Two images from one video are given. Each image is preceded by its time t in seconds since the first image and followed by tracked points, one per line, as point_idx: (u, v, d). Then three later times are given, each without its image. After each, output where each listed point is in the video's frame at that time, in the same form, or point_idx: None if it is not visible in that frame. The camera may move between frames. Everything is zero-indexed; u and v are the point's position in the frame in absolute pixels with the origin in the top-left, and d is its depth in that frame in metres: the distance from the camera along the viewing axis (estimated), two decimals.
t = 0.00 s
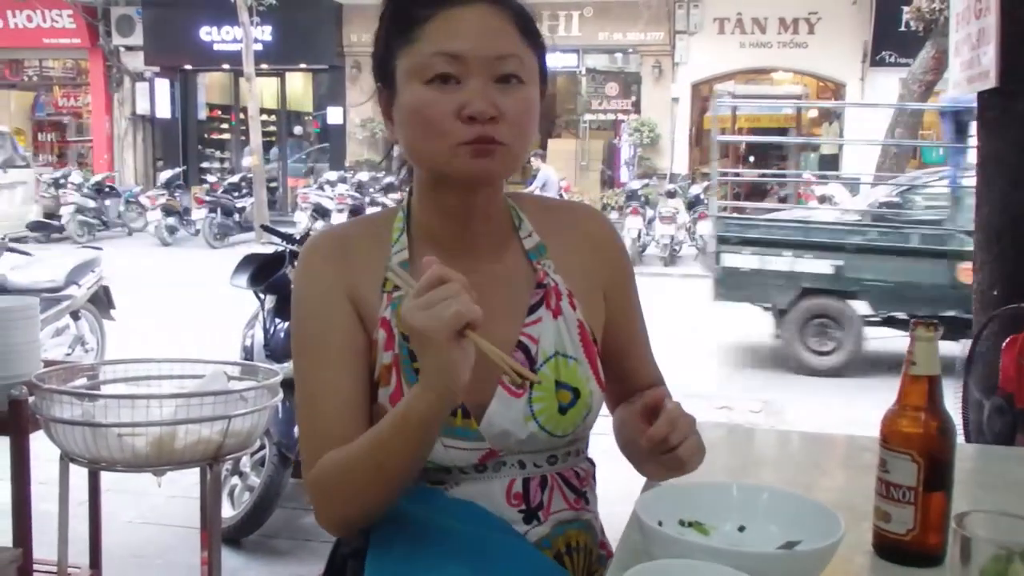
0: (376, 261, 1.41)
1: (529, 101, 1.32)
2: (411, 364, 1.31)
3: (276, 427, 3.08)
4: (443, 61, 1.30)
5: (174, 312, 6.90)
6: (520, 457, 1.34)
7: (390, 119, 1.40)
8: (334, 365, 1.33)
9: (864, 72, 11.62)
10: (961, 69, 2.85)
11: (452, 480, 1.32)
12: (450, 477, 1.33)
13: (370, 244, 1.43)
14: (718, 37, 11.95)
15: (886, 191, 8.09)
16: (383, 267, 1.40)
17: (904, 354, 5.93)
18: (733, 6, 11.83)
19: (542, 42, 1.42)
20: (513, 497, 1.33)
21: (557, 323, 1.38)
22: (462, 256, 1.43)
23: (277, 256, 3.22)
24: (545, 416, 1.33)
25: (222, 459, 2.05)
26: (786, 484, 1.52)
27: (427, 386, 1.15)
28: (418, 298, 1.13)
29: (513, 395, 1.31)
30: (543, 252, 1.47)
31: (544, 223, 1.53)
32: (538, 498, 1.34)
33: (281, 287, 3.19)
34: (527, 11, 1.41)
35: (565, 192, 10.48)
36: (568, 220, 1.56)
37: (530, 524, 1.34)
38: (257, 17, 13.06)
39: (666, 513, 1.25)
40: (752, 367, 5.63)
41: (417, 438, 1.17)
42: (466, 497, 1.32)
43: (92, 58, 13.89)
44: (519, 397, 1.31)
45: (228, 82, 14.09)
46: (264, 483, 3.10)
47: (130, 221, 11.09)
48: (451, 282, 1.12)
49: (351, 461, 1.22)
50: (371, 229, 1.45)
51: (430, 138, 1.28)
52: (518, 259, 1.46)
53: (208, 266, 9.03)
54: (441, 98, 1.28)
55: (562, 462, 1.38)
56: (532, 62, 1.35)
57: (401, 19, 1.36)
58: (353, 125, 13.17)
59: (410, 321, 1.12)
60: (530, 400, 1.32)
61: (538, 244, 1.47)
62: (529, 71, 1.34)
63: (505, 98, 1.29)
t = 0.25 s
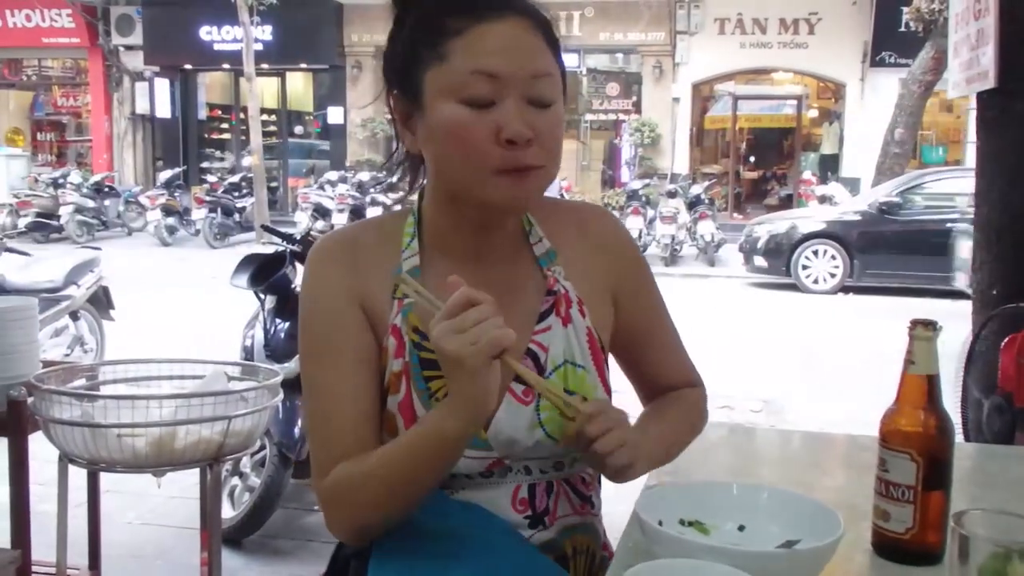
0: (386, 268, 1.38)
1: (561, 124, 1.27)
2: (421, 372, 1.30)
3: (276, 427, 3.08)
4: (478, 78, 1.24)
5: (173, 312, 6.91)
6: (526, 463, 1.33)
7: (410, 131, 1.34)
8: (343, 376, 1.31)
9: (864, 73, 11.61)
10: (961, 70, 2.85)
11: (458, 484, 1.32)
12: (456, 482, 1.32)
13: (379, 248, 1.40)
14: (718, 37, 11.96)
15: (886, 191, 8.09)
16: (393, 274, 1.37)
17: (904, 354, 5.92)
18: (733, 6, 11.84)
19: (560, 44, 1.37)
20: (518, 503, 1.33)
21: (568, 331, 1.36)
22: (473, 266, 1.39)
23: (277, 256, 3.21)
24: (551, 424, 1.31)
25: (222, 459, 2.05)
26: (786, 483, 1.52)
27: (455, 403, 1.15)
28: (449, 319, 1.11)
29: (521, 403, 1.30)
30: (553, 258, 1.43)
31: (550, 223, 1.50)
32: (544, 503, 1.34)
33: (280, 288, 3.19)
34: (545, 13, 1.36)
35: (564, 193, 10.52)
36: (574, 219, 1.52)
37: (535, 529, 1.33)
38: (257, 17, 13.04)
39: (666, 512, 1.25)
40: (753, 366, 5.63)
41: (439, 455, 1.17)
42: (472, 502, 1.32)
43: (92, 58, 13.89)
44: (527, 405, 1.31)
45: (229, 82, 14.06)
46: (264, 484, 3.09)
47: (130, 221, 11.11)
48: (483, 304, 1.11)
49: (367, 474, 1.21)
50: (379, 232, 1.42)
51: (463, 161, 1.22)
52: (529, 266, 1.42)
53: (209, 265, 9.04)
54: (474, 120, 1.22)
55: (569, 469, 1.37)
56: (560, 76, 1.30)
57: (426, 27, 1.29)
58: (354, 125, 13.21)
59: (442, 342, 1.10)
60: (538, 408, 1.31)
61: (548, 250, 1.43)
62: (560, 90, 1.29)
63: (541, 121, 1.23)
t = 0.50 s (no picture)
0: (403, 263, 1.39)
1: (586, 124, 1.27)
2: (435, 371, 1.30)
3: (278, 427, 3.08)
4: (503, 77, 1.23)
5: (174, 313, 6.91)
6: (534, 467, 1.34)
7: (432, 127, 1.34)
8: (356, 369, 1.31)
9: (865, 72, 11.58)
10: (962, 69, 2.85)
11: (465, 486, 1.33)
12: (464, 483, 1.33)
13: (396, 244, 1.41)
14: (719, 37, 11.96)
15: (888, 190, 8.08)
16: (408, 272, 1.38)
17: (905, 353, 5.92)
18: (734, 6, 11.83)
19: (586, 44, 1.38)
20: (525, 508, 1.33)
21: (580, 335, 1.34)
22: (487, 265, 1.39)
23: (280, 257, 3.20)
24: (559, 429, 1.32)
25: (225, 459, 2.05)
26: (788, 482, 1.52)
27: (470, 396, 1.15)
28: (464, 310, 1.11)
29: (530, 406, 1.30)
30: (572, 259, 1.42)
31: (572, 223, 1.50)
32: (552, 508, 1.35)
33: (283, 287, 3.19)
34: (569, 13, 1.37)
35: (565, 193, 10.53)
36: (596, 217, 1.52)
37: (541, 533, 1.34)
38: (258, 17, 13.00)
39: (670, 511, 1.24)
40: (755, 366, 5.63)
41: (450, 448, 1.18)
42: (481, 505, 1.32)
43: (93, 59, 13.91)
44: (536, 409, 1.31)
45: (231, 83, 14.08)
46: (267, 483, 3.09)
47: (132, 222, 11.12)
48: (499, 296, 1.11)
49: (375, 468, 1.22)
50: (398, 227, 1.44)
51: (486, 159, 1.22)
52: (546, 266, 1.41)
53: (211, 266, 9.05)
54: (499, 117, 1.22)
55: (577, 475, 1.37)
56: (585, 75, 1.30)
57: (452, 22, 1.29)
58: (356, 125, 13.23)
59: (456, 333, 1.11)
60: (547, 410, 1.31)
61: (568, 251, 1.42)
62: (586, 89, 1.29)
63: (567, 120, 1.23)
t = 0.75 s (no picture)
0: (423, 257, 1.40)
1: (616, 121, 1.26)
2: (451, 368, 1.32)
3: (276, 424, 3.08)
4: (532, 74, 1.23)
5: (172, 309, 6.90)
6: (542, 468, 1.34)
7: (459, 121, 1.34)
8: (372, 360, 1.32)
9: (865, 73, 11.58)
10: (962, 70, 2.84)
11: (472, 482, 1.35)
12: (471, 480, 1.35)
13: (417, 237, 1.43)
14: (719, 37, 11.96)
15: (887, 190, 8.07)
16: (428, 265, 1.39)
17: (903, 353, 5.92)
18: (735, 6, 11.82)
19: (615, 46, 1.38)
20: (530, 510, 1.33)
21: (599, 335, 1.36)
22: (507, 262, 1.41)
23: (277, 253, 3.20)
24: (570, 429, 1.31)
25: (221, 456, 2.04)
26: (785, 481, 1.51)
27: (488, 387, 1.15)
28: (487, 298, 1.08)
29: (542, 404, 1.30)
30: (593, 258, 1.44)
31: (595, 221, 1.51)
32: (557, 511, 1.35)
33: (281, 284, 3.18)
34: (600, 12, 1.36)
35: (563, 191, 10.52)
36: (617, 214, 1.53)
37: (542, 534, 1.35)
38: (258, 13, 12.97)
39: (666, 509, 1.24)
40: (753, 366, 5.63)
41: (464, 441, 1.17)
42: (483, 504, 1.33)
43: (91, 54, 13.90)
44: (548, 407, 1.30)
45: (229, 79, 14.03)
46: (264, 481, 3.08)
47: (129, 217, 11.12)
48: (527, 282, 1.08)
49: (385, 458, 1.21)
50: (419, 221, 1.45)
51: (512, 155, 1.21)
52: (567, 264, 1.43)
53: (210, 262, 9.04)
54: (527, 115, 1.21)
55: (584, 476, 1.38)
56: (615, 72, 1.29)
57: (481, 18, 1.30)
58: (355, 122, 13.23)
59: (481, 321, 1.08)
60: (559, 410, 1.31)
61: (589, 250, 1.44)
62: (615, 90, 1.28)
63: (597, 117, 1.22)
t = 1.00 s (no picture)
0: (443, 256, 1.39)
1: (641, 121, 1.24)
2: (471, 369, 1.35)
3: (275, 424, 3.08)
4: (560, 72, 1.21)
5: (170, 309, 6.90)
6: (555, 472, 1.37)
7: (481, 117, 1.32)
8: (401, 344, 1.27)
9: (863, 70, 11.60)
10: (961, 67, 2.84)
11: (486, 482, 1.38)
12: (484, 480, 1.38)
13: (436, 231, 1.41)
14: (718, 35, 11.97)
15: (886, 187, 8.08)
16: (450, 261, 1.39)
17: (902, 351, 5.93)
18: (733, 3, 11.82)
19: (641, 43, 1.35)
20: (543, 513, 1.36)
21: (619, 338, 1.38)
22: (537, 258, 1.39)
23: (276, 253, 3.20)
24: (588, 435, 1.35)
25: (220, 456, 2.04)
26: (785, 480, 1.51)
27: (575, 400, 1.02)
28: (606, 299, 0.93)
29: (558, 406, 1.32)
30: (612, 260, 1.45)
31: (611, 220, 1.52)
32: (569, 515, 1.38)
33: (279, 284, 3.18)
34: (625, 11, 1.33)
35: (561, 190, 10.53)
36: (627, 211, 1.54)
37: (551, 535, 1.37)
38: (255, 12, 12.98)
39: (665, 509, 1.23)
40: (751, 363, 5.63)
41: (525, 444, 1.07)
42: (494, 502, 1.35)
43: (88, 53, 13.89)
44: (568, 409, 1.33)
45: (227, 79, 14.02)
46: (263, 481, 3.08)
47: (127, 217, 11.11)
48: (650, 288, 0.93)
49: (426, 446, 1.13)
50: (439, 210, 1.45)
51: (535, 153, 1.20)
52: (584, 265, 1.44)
53: (208, 262, 9.04)
54: (553, 114, 1.19)
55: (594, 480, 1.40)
56: (642, 73, 1.26)
57: (508, 16, 1.27)
58: (352, 121, 13.19)
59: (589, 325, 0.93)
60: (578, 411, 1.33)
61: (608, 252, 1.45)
62: (640, 91, 1.25)
63: (623, 118, 1.20)
